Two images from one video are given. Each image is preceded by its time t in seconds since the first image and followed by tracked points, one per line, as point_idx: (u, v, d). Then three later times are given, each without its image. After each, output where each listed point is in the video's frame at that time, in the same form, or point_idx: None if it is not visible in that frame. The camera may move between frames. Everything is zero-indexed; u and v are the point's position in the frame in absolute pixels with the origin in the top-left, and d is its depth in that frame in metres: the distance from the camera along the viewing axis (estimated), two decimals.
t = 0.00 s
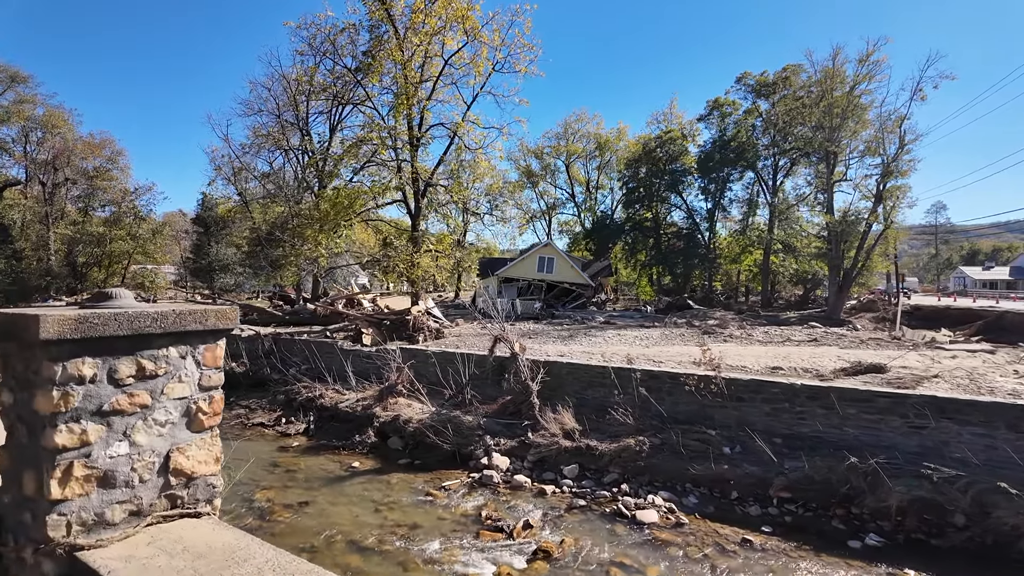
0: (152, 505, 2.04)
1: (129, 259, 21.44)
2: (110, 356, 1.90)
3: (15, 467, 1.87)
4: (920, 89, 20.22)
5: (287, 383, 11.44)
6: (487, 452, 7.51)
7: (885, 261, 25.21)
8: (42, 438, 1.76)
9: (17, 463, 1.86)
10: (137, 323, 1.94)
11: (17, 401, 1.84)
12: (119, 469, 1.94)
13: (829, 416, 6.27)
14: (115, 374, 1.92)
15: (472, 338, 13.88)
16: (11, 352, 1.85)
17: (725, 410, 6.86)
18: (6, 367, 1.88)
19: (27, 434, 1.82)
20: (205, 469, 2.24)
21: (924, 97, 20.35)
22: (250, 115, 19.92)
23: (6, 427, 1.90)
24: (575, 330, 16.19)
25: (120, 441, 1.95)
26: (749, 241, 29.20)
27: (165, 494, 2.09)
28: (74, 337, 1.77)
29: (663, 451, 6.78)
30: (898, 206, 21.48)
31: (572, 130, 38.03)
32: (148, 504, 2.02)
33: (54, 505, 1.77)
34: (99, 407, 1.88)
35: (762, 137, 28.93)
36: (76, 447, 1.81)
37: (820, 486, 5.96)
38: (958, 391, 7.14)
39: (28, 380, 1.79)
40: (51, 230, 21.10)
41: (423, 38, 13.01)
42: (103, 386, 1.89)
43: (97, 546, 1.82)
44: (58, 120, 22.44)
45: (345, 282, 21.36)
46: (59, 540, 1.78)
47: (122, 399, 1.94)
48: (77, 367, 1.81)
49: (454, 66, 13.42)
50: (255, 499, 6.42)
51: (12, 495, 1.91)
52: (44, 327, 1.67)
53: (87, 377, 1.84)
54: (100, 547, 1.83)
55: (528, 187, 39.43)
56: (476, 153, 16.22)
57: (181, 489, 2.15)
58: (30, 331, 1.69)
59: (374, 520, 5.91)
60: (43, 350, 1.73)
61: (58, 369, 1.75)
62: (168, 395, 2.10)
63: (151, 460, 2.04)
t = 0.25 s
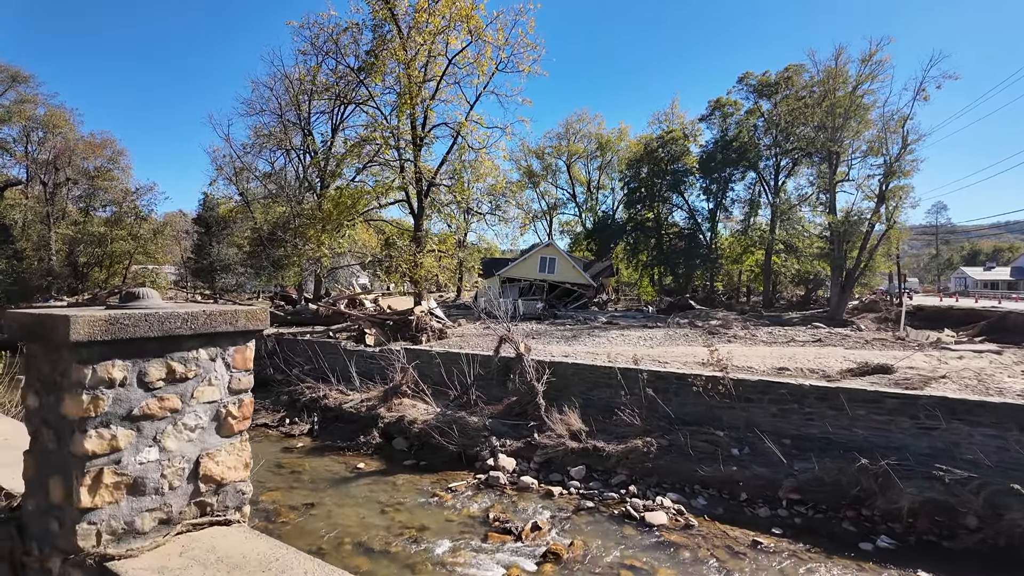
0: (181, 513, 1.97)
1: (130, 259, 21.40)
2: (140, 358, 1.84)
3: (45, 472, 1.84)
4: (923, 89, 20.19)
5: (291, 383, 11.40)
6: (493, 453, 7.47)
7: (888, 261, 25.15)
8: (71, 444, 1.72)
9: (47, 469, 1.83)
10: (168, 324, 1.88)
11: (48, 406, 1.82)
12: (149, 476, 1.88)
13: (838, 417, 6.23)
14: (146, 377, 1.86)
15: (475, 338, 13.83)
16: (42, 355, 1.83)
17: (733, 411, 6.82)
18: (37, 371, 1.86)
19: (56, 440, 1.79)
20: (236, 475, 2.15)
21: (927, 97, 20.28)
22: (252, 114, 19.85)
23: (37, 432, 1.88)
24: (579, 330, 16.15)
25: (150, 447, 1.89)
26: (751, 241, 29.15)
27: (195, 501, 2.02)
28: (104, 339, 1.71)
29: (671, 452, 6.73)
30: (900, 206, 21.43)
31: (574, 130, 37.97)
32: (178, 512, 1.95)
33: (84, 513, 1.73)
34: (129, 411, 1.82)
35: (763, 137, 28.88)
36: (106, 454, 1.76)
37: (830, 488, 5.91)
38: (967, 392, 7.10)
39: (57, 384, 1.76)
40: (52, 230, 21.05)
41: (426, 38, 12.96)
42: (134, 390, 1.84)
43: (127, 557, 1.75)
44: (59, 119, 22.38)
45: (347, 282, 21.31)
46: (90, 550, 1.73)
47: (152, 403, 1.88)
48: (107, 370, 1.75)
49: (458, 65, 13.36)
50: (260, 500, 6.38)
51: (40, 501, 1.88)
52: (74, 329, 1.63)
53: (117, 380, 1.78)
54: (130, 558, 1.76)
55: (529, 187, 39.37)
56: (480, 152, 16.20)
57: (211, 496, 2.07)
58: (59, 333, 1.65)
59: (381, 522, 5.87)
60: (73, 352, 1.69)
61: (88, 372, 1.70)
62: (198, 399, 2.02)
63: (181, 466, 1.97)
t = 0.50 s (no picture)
0: (209, 524, 1.89)
1: (130, 259, 21.34)
2: (170, 364, 1.77)
3: (68, 483, 1.77)
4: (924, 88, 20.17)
5: (293, 384, 11.33)
6: (499, 454, 7.43)
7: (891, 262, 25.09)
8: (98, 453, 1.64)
9: (70, 479, 1.76)
10: (197, 329, 1.80)
11: (72, 413, 1.74)
12: (178, 487, 1.80)
13: (846, 418, 6.20)
14: (174, 384, 1.78)
15: (477, 339, 13.79)
16: (66, 361, 1.75)
17: (739, 412, 6.79)
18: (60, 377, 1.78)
19: (80, 449, 1.71)
20: (263, 485, 2.08)
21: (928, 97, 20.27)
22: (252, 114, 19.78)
23: (59, 440, 1.80)
24: (581, 330, 16.13)
25: (179, 456, 1.81)
26: (751, 241, 29.14)
27: (224, 511, 1.94)
28: (133, 344, 1.63)
29: (678, 453, 6.70)
30: (902, 206, 21.39)
31: (574, 130, 37.93)
32: (206, 523, 1.88)
33: (111, 527, 1.64)
34: (158, 419, 1.74)
35: (764, 137, 28.85)
36: (135, 464, 1.68)
37: (839, 489, 5.88)
38: (974, 393, 7.08)
39: (83, 391, 1.68)
40: (52, 229, 20.95)
41: (429, 37, 12.90)
42: (163, 397, 1.76)
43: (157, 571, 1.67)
44: (59, 119, 22.32)
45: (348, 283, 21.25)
46: (118, 565, 1.65)
47: (182, 410, 1.80)
48: (136, 376, 1.68)
49: (460, 65, 13.31)
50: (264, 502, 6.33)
51: (63, 511, 1.80)
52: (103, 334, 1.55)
53: (146, 388, 1.70)
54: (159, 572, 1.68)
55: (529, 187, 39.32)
56: (482, 152, 16.15)
57: (239, 506, 1.99)
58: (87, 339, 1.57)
59: (387, 524, 5.82)
60: (101, 358, 1.61)
61: (117, 379, 1.63)
62: (227, 405, 1.95)
63: (210, 476, 1.89)
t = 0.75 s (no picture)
0: (238, 530, 1.77)
1: (129, 259, 21.27)
2: (199, 361, 1.65)
3: (89, 486, 1.64)
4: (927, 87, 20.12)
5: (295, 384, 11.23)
6: (504, 454, 7.37)
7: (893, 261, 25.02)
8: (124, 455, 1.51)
9: (92, 482, 1.63)
10: (227, 323, 1.68)
11: (92, 413, 1.61)
12: (207, 491, 1.68)
13: (855, 418, 6.16)
14: (203, 383, 1.66)
15: (480, 338, 13.73)
16: (86, 358, 1.63)
17: (746, 412, 6.74)
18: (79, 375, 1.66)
19: (102, 451, 1.59)
20: (293, 488, 1.95)
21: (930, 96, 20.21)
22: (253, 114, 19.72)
23: (79, 441, 1.67)
24: (584, 329, 16.07)
25: (207, 458, 1.68)
26: (753, 241, 29.09)
27: (253, 516, 1.82)
28: (160, 340, 1.51)
29: (686, 453, 6.66)
30: (904, 206, 21.33)
31: (575, 129, 37.85)
32: (235, 529, 1.75)
33: (138, 533, 1.52)
34: (187, 419, 1.62)
35: (765, 136, 28.79)
36: (163, 466, 1.56)
37: (850, 490, 5.83)
38: (983, 393, 7.04)
39: (105, 389, 1.55)
40: (51, 229, 20.85)
41: (431, 36, 12.84)
42: (191, 396, 1.63)
43: None
44: (58, 118, 22.24)
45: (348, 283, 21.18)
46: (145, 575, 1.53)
47: (211, 409, 1.68)
48: (165, 374, 1.55)
49: (463, 63, 13.25)
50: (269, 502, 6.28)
51: (83, 517, 1.68)
52: (129, 328, 1.42)
53: (174, 386, 1.58)
54: None
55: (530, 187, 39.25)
56: (484, 151, 16.09)
57: (268, 511, 1.87)
58: (113, 334, 1.45)
59: (393, 525, 5.77)
60: (126, 355, 1.49)
61: (144, 377, 1.50)
62: (257, 405, 1.83)
63: (239, 479, 1.77)
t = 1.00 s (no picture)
0: (274, 544, 1.69)
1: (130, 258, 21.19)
2: (235, 366, 1.57)
3: (119, 497, 1.57)
4: (931, 87, 20.07)
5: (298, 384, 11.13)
6: (510, 455, 7.32)
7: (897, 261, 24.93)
8: (157, 466, 1.45)
9: (121, 494, 1.56)
10: (265, 326, 1.60)
11: (122, 420, 1.54)
12: (243, 503, 1.61)
13: (865, 419, 6.11)
14: (239, 388, 1.59)
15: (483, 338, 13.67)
16: (115, 362, 1.56)
17: (755, 413, 6.69)
18: (107, 379, 1.59)
19: (133, 462, 1.51)
20: (328, 499, 1.88)
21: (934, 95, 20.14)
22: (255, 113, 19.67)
23: (107, 450, 1.61)
24: (588, 329, 16.01)
25: (244, 469, 1.61)
26: (755, 240, 29.03)
27: (289, 529, 1.74)
28: (196, 344, 1.44)
29: (695, 455, 6.62)
30: (908, 205, 21.25)
31: (576, 129, 37.77)
32: (271, 543, 1.68)
33: (173, 549, 1.45)
34: (222, 428, 1.55)
35: (767, 136, 28.72)
36: (198, 479, 1.49)
37: (862, 492, 5.79)
38: (993, 393, 6.98)
39: (136, 396, 1.49)
40: (52, 228, 20.72)
41: (434, 34, 12.78)
42: (227, 403, 1.56)
43: None
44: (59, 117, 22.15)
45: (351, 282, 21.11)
46: None
47: (247, 418, 1.61)
48: (200, 381, 1.48)
49: (467, 61, 13.18)
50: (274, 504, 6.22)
51: (110, 529, 1.61)
52: (166, 332, 1.36)
53: (210, 393, 1.51)
54: None
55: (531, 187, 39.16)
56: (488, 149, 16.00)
57: (304, 524, 1.79)
58: (147, 338, 1.38)
59: (400, 527, 5.72)
60: (159, 360, 1.42)
61: (178, 384, 1.43)
62: (293, 412, 1.75)
63: (275, 491, 1.70)
